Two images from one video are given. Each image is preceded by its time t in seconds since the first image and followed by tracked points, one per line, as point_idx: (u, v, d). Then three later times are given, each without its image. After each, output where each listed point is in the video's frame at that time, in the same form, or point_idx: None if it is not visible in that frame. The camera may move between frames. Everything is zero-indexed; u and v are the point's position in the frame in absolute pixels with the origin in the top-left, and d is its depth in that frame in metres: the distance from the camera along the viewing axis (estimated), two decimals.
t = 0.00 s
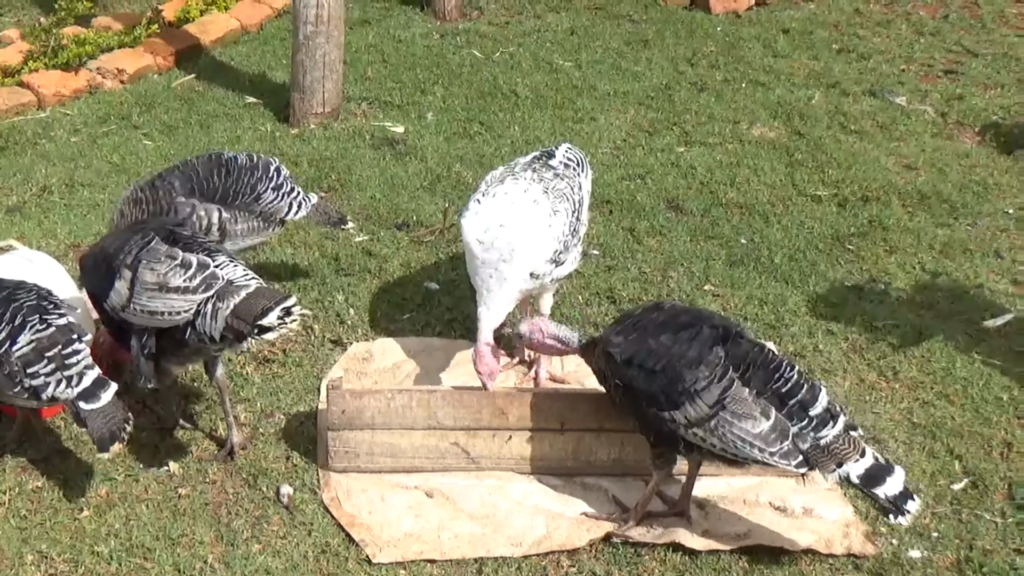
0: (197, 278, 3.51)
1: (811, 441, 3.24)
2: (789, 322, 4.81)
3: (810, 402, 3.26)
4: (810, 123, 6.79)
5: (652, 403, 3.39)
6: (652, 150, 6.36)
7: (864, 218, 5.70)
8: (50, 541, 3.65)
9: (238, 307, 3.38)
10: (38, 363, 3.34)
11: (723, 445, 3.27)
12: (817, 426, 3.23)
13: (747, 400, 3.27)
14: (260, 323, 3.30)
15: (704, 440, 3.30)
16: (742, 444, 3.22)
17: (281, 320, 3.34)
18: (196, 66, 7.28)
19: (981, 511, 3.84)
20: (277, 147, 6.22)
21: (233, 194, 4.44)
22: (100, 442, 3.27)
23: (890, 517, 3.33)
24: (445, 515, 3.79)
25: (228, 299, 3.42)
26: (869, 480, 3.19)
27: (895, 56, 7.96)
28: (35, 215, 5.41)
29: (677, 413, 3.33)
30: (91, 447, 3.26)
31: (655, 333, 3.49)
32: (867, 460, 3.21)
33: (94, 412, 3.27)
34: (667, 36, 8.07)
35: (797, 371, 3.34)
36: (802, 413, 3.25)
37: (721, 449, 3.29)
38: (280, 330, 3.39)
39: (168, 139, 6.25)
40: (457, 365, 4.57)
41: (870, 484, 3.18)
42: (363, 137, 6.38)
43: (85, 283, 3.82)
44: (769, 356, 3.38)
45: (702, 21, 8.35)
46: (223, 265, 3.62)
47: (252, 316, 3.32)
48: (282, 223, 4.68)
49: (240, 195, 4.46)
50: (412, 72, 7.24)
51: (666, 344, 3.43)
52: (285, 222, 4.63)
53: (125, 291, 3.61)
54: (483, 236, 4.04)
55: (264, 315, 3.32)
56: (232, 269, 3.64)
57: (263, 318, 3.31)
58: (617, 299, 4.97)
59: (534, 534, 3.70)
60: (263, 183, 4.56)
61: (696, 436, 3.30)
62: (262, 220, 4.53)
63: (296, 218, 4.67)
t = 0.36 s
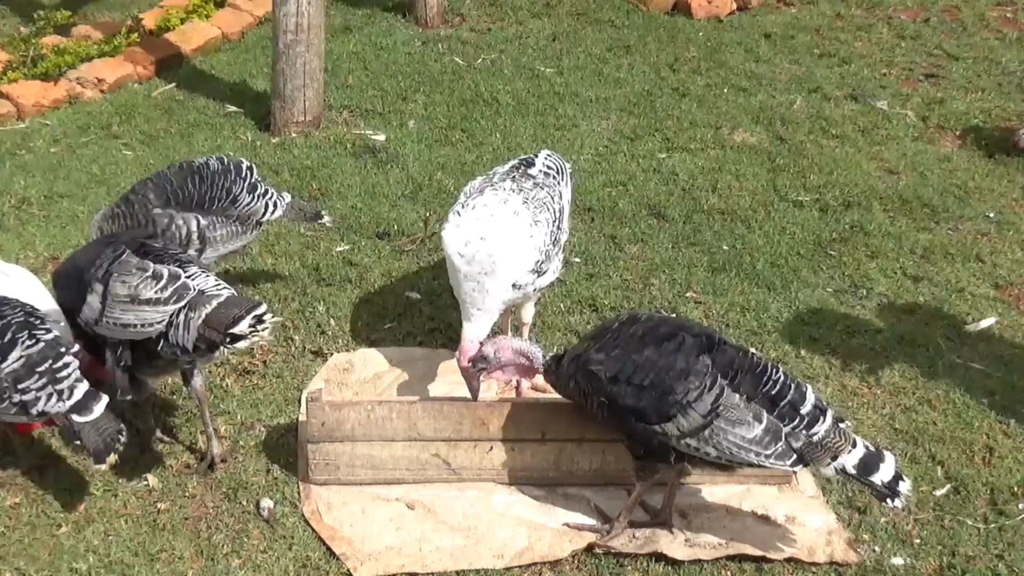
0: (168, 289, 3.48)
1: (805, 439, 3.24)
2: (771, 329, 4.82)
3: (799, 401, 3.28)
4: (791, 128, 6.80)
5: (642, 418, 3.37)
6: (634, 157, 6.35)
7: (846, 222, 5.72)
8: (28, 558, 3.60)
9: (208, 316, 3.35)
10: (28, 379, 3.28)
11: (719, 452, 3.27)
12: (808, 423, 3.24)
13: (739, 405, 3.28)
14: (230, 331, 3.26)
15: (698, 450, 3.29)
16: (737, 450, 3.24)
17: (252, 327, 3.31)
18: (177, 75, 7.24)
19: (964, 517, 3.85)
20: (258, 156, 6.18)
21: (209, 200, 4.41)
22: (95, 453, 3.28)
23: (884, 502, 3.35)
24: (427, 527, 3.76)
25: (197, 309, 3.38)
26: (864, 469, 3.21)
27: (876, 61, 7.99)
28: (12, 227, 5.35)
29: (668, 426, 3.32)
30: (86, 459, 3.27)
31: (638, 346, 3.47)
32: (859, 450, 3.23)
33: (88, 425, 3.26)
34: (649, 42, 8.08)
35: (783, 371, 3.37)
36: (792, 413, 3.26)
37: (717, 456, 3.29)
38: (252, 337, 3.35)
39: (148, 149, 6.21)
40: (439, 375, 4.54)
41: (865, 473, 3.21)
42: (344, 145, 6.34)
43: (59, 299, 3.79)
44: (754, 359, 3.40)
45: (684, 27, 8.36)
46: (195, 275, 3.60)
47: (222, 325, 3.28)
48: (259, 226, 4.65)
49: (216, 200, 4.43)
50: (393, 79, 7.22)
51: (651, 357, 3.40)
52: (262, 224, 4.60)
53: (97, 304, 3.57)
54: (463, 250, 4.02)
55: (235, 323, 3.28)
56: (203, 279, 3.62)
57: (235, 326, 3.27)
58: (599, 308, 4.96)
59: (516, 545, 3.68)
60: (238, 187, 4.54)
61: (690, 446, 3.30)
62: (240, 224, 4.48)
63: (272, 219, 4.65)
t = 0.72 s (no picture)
0: (152, 285, 3.46)
1: (787, 434, 3.29)
2: (764, 333, 4.81)
3: (777, 397, 3.34)
4: (782, 130, 6.80)
5: (623, 431, 3.36)
6: (626, 161, 6.34)
7: (838, 224, 5.71)
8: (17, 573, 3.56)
9: (196, 304, 3.33)
10: (21, 396, 3.25)
11: (704, 457, 3.29)
12: (789, 418, 3.29)
13: (720, 407, 3.32)
14: (220, 316, 3.25)
15: (683, 456, 3.30)
16: (722, 452, 3.27)
17: (241, 311, 3.29)
18: (166, 83, 7.21)
19: (959, 519, 3.85)
20: (247, 163, 6.15)
21: (199, 209, 4.38)
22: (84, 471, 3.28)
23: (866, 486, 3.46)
24: (419, 537, 3.73)
25: (184, 300, 3.37)
26: (846, 457, 3.30)
27: (866, 62, 7.99)
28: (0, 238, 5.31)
29: (651, 436, 3.32)
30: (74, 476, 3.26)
31: (611, 360, 3.48)
32: (840, 440, 3.32)
33: (79, 442, 3.26)
34: (639, 45, 8.07)
35: (757, 369, 3.44)
36: (772, 409, 3.32)
37: (702, 461, 3.31)
38: (241, 323, 3.33)
39: (137, 158, 6.17)
40: (430, 383, 4.50)
41: (847, 460, 3.30)
42: (334, 152, 6.32)
43: (41, 310, 3.77)
44: (728, 361, 3.46)
45: (674, 30, 8.35)
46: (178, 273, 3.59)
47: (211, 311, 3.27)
48: (251, 236, 4.62)
49: (206, 209, 4.40)
50: (383, 85, 7.19)
51: (626, 369, 3.41)
52: (253, 233, 4.58)
53: (81, 311, 3.54)
54: (455, 254, 3.98)
55: (224, 306, 3.27)
56: (186, 275, 3.60)
57: (224, 309, 3.27)
58: (591, 313, 4.94)
59: (510, 553, 3.66)
60: (228, 195, 4.52)
61: (676, 453, 3.30)
62: (230, 233, 4.45)
63: (263, 229, 4.62)
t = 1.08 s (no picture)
0: (133, 288, 3.48)
1: (758, 445, 3.32)
2: (759, 336, 4.82)
3: (748, 409, 3.36)
4: (775, 132, 6.80)
5: (594, 448, 3.39)
6: (619, 164, 6.34)
7: (832, 226, 5.71)
8: None
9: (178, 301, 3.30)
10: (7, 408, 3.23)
11: (676, 471, 3.35)
12: (760, 430, 3.32)
13: (691, 422, 3.36)
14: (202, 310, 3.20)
15: (655, 471, 3.36)
16: (693, 467, 3.32)
17: (225, 306, 3.24)
18: (159, 91, 7.20)
19: (955, 520, 3.85)
20: (241, 170, 6.14)
21: (194, 221, 4.37)
22: (70, 484, 3.22)
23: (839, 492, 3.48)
24: (415, 545, 3.72)
25: (167, 299, 3.35)
26: (818, 466, 3.32)
27: (859, 63, 8.00)
28: None
29: (623, 452, 3.37)
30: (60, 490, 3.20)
31: (580, 376, 3.46)
32: (811, 449, 3.34)
33: (66, 455, 3.24)
34: (631, 48, 8.08)
35: (727, 381, 3.44)
36: (743, 422, 3.34)
37: (673, 475, 3.37)
38: (226, 320, 3.29)
39: (130, 166, 6.15)
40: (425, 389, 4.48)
41: (819, 469, 3.32)
42: (327, 159, 6.31)
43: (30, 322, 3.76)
44: (699, 373, 3.46)
45: (666, 33, 8.36)
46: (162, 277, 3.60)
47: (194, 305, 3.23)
48: (246, 249, 4.61)
49: (201, 222, 4.39)
50: (376, 91, 7.18)
51: (596, 386, 3.41)
52: (249, 245, 4.56)
53: (66, 320, 3.53)
54: (450, 262, 4.00)
55: (207, 302, 3.22)
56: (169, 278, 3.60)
57: (207, 304, 3.22)
58: (586, 318, 4.94)
59: (507, 560, 3.66)
60: (225, 209, 4.51)
61: (647, 468, 3.36)
62: (226, 246, 4.44)
63: (259, 240, 4.61)
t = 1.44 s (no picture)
0: (141, 299, 3.45)
1: (737, 446, 3.33)
2: (755, 337, 4.82)
3: (727, 410, 3.37)
4: (770, 133, 6.80)
5: (574, 451, 3.40)
6: (614, 166, 6.34)
7: (827, 226, 5.71)
8: None
9: (193, 315, 3.30)
10: None
11: (655, 473, 3.37)
12: (739, 430, 3.34)
13: (671, 425, 3.36)
14: (222, 326, 3.23)
15: (634, 473, 3.39)
16: (673, 469, 3.34)
17: (244, 323, 3.26)
18: (153, 96, 7.19)
19: (954, 520, 3.85)
20: (236, 175, 6.13)
21: (192, 231, 4.36)
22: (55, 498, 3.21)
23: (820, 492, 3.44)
24: (413, 549, 3.71)
25: (180, 312, 3.33)
26: (798, 464, 3.31)
27: (853, 62, 8.01)
28: None
29: (602, 455, 3.39)
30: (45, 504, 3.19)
31: (560, 379, 3.45)
32: (791, 446, 3.33)
33: (50, 470, 3.22)
34: (626, 50, 8.08)
35: (707, 382, 3.44)
36: (722, 424, 3.36)
37: (653, 476, 3.40)
38: (243, 337, 3.30)
39: (125, 172, 6.14)
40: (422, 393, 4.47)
41: (799, 467, 3.30)
42: (322, 163, 6.30)
43: (32, 330, 3.75)
44: (679, 375, 3.46)
45: (660, 34, 8.36)
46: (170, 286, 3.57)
47: (212, 322, 3.24)
48: (241, 262, 4.59)
49: (199, 232, 4.38)
50: (370, 95, 7.18)
51: (576, 389, 3.41)
52: (244, 260, 4.54)
53: (71, 329, 3.54)
54: (445, 270, 4.00)
55: (225, 319, 3.24)
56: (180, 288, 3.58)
57: (226, 322, 3.24)
58: (582, 320, 4.93)
59: (505, 564, 3.65)
60: (223, 222, 4.50)
61: (626, 470, 3.39)
62: (221, 259, 4.43)
63: (255, 256, 4.59)
